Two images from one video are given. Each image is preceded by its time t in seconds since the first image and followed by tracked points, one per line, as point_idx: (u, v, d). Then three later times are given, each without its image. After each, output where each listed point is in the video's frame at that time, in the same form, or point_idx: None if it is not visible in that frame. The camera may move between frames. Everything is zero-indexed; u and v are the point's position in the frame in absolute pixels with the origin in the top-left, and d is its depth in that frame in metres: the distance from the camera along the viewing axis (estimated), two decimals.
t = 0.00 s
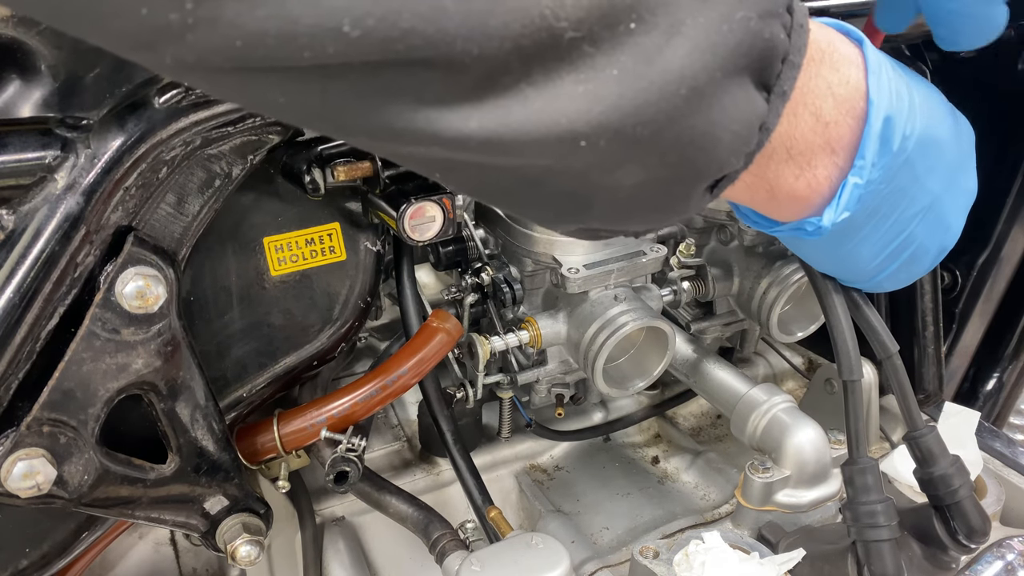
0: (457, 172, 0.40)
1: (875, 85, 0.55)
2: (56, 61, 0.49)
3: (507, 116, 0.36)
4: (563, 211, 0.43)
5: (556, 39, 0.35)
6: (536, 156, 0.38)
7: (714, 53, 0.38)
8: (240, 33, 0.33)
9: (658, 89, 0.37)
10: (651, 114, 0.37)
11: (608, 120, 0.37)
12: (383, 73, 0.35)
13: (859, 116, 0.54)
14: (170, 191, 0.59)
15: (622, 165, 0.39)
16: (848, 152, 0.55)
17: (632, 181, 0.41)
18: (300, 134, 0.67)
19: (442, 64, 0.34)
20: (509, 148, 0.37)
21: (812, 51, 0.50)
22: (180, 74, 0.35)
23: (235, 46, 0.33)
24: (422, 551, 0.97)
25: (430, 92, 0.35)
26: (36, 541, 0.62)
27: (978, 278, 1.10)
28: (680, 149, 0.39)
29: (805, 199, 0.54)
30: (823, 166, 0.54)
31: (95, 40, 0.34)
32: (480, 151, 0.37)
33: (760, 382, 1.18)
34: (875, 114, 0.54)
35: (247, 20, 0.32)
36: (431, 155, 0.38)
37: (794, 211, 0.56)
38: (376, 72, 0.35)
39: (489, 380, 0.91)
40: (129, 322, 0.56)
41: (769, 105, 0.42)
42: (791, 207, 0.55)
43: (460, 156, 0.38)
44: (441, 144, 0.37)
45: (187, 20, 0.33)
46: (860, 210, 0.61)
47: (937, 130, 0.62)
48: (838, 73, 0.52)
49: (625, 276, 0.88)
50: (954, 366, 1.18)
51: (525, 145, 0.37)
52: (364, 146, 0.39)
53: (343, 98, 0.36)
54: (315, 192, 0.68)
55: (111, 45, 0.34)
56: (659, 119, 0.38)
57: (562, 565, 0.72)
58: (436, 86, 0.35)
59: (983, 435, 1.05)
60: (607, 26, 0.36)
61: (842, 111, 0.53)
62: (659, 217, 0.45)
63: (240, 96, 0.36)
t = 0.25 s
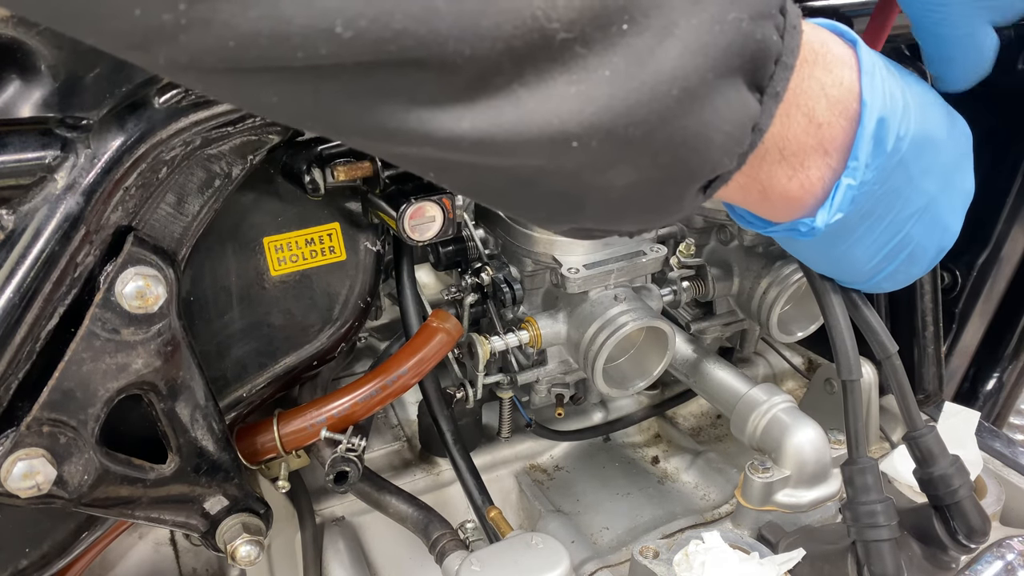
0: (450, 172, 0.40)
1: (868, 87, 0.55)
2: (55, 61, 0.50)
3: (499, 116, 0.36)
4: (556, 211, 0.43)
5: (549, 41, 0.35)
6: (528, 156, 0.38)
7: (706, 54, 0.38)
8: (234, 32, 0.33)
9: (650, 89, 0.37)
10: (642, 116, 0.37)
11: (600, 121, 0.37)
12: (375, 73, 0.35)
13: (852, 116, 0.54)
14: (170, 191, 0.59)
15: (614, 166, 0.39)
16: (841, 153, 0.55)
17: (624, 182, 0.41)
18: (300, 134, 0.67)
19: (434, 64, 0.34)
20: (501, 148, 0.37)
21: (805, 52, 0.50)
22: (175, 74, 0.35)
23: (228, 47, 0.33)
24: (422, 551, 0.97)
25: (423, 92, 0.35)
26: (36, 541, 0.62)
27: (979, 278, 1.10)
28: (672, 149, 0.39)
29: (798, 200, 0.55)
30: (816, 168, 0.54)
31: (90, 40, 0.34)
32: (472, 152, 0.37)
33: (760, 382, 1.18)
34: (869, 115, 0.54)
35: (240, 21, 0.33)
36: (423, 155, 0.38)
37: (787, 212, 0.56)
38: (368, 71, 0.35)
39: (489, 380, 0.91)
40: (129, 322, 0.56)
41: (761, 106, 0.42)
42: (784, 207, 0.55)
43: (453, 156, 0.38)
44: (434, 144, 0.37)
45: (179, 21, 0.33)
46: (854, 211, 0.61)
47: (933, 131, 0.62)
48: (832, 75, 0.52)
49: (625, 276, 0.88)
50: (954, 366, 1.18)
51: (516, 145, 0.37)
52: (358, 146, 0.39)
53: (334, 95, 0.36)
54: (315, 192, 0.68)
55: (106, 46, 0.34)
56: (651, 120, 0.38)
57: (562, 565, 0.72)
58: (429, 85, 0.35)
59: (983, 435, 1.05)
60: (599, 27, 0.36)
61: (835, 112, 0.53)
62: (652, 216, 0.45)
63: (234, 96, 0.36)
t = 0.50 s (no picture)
0: (447, 173, 0.40)
1: (862, 89, 0.55)
2: (55, 61, 0.50)
3: (495, 118, 0.36)
4: (552, 211, 0.43)
5: (546, 41, 0.35)
6: (524, 156, 0.38)
7: (702, 55, 0.38)
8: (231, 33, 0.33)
9: (646, 90, 0.37)
10: (639, 116, 0.37)
11: (597, 121, 0.37)
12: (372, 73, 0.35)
13: (847, 118, 0.54)
14: (170, 191, 0.59)
15: (611, 166, 0.39)
16: (837, 154, 0.55)
17: (621, 182, 0.41)
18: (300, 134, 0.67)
19: (431, 65, 0.34)
20: (498, 149, 0.37)
21: (799, 55, 0.50)
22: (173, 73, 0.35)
23: (226, 47, 0.33)
24: (422, 551, 0.97)
25: (420, 93, 0.35)
26: (36, 541, 0.62)
27: (978, 278, 1.10)
28: (668, 150, 0.39)
29: (794, 201, 0.55)
30: (812, 170, 0.54)
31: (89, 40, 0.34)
32: (469, 152, 0.37)
33: (760, 382, 1.18)
34: (864, 117, 0.54)
35: (239, 21, 0.33)
36: (420, 155, 0.38)
37: (783, 213, 0.56)
38: (364, 72, 0.35)
39: (489, 380, 0.91)
40: (129, 322, 0.56)
41: (757, 107, 0.42)
42: (780, 208, 0.55)
43: (450, 157, 0.38)
44: (431, 144, 0.37)
45: (178, 20, 0.33)
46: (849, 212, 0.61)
47: (928, 133, 0.62)
48: (825, 77, 0.52)
49: (625, 276, 0.88)
50: (954, 366, 1.18)
51: (513, 146, 0.37)
52: (355, 147, 0.39)
53: (332, 95, 0.36)
54: (315, 192, 0.68)
55: (104, 46, 0.34)
56: (647, 120, 0.38)
57: (562, 565, 0.72)
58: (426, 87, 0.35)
59: (983, 435, 1.05)
60: (595, 28, 0.36)
61: (830, 114, 0.53)
62: (649, 216, 0.45)
63: (233, 95, 0.36)
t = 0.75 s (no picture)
0: (451, 170, 0.40)
1: (866, 88, 0.55)
2: (56, 61, 0.50)
3: (500, 114, 0.36)
4: (555, 209, 0.43)
5: (549, 38, 0.35)
6: (529, 154, 0.38)
7: (706, 53, 0.38)
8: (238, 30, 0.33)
9: (651, 87, 0.37)
10: (643, 113, 0.37)
11: (601, 119, 0.37)
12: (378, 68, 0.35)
13: (849, 117, 0.54)
14: (170, 191, 0.59)
15: (614, 163, 0.40)
16: (838, 154, 0.55)
17: (624, 179, 0.41)
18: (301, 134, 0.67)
19: (437, 61, 0.34)
20: (503, 146, 0.37)
21: (803, 53, 0.50)
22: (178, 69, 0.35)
23: (233, 42, 0.33)
24: (422, 551, 0.97)
25: (426, 89, 0.35)
26: (36, 541, 0.62)
27: (978, 278, 1.10)
28: (672, 147, 0.39)
29: (795, 200, 0.55)
30: (814, 168, 0.54)
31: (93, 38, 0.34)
32: (474, 149, 0.37)
33: (760, 382, 1.18)
34: (867, 117, 0.54)
35: (245, 17, 0.33)
36: (425, 153, 0.38)
37: (783, 211, 0.56)
38: (370, 68, 0.35)
39: (489, 380, 0.91)
40: (129, 322, 0.56)
41: (759, 105, 0.42)
42: (779, 208, 0.55)
43: (454, 154, 0.38)
44: (436, 140, 0.37)
45: (185, 16, 0.33)
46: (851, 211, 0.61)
47: (931, 133, 0.61)
48: (829, 76, 0.52)
49: (625, 276, 0.88)
50: (954, 366, 1.18)
51: (517, 143, 0.37)
52: (360, 143, 0.39)
53: (340, 95, 0.36)
54: (315, 192, 0.68)
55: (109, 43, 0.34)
56: (652, 117, 0.38)
57: (562, 565, 0.72)
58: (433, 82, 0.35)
59: (983, 435, 1.05)
60: (600, 25, 0.36)
61: (832, 113, 0.53)
62: (652, 214, 0.45)
63: (238, 92, 0.36)
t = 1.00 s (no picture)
0: (463, 159, 0.39)
1: (855, 73, 0.55)
2: (56, 61, 0.49)
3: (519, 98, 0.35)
4: (566, 196, 0.43)
5: (551, 36, 0.35)
6: (545, 136, 0.37)
7: (704, 51, 0.38)
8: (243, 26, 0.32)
9: (662, 69, 0.37)
10: (656, 94, 0.38)
11: (617, 98, 0.37)
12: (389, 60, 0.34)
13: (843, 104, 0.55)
14: (170, 191, 0.59)
15: (627, 145, 0.40)
16: (835, 138, 0.55)
17: (635, 162, 0.41)
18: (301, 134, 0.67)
19: (459, 41, 0.33)
20: (523, 127, 0.37)
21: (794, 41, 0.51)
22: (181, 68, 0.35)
23: (235, 41, 0.33)
24: (422, 551, 0.97)
25: (443, 73, 0.35)
26: (36, 541, 0.62)
27: (979, 278, 1.10)
28: (680, 130, 0.40)
29: (796, 184, 0.55)
30: (812, 151, 0.54)
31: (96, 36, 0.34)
32: (491, 133, 0.37)
33: (760, 382, 1.18)
34: (858, 100, 0.55)
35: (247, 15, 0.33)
36: (441, 137, 0.37)
37: (784, 199, 0.56)
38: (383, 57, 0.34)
39: (489, 380, 0.91)
40: (129, 322, 0.56)
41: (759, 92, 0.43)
42: (780, 195, 0.55)
43: (470, 139, 0.37)
44: (460, 122, 0.36)
45: None
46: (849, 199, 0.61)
47: (922, 119, 0.62)
48: (820, 61, 0.53)
49: (625, 276, 0.88)
50: (954, 366, 1.18)
51: (538, 124, 0.37)
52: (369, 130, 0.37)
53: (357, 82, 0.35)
54: (315, 192, 0.68)
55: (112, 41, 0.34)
56: (664, 98, 0.38)
57: (562, 565, 0.72)
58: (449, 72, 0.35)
59: (983, 435, 1.05)
60: (600, 22, 0.36)
61: (827, 99, 0.53)
62: (659, 198, 0.45)
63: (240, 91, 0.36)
